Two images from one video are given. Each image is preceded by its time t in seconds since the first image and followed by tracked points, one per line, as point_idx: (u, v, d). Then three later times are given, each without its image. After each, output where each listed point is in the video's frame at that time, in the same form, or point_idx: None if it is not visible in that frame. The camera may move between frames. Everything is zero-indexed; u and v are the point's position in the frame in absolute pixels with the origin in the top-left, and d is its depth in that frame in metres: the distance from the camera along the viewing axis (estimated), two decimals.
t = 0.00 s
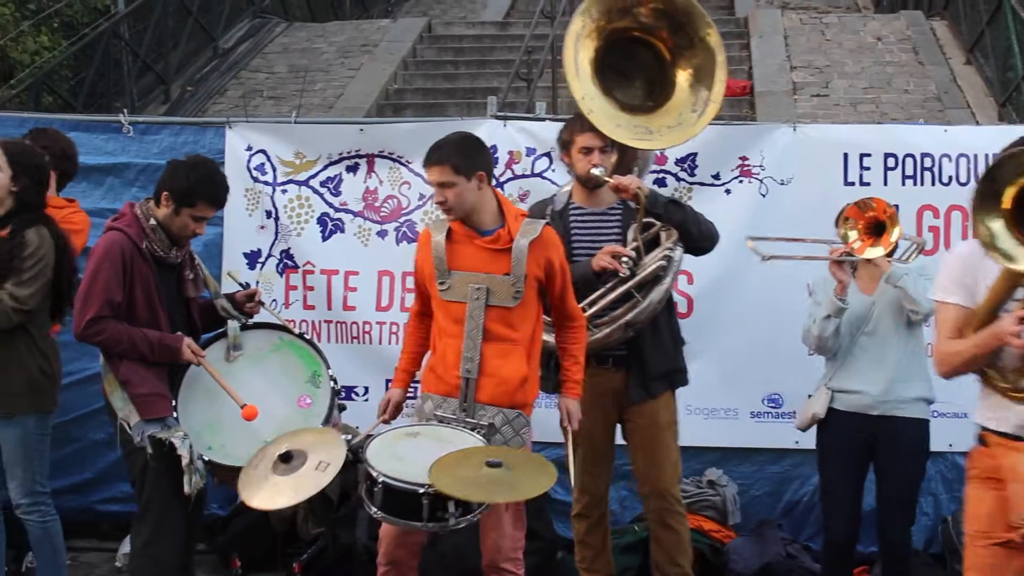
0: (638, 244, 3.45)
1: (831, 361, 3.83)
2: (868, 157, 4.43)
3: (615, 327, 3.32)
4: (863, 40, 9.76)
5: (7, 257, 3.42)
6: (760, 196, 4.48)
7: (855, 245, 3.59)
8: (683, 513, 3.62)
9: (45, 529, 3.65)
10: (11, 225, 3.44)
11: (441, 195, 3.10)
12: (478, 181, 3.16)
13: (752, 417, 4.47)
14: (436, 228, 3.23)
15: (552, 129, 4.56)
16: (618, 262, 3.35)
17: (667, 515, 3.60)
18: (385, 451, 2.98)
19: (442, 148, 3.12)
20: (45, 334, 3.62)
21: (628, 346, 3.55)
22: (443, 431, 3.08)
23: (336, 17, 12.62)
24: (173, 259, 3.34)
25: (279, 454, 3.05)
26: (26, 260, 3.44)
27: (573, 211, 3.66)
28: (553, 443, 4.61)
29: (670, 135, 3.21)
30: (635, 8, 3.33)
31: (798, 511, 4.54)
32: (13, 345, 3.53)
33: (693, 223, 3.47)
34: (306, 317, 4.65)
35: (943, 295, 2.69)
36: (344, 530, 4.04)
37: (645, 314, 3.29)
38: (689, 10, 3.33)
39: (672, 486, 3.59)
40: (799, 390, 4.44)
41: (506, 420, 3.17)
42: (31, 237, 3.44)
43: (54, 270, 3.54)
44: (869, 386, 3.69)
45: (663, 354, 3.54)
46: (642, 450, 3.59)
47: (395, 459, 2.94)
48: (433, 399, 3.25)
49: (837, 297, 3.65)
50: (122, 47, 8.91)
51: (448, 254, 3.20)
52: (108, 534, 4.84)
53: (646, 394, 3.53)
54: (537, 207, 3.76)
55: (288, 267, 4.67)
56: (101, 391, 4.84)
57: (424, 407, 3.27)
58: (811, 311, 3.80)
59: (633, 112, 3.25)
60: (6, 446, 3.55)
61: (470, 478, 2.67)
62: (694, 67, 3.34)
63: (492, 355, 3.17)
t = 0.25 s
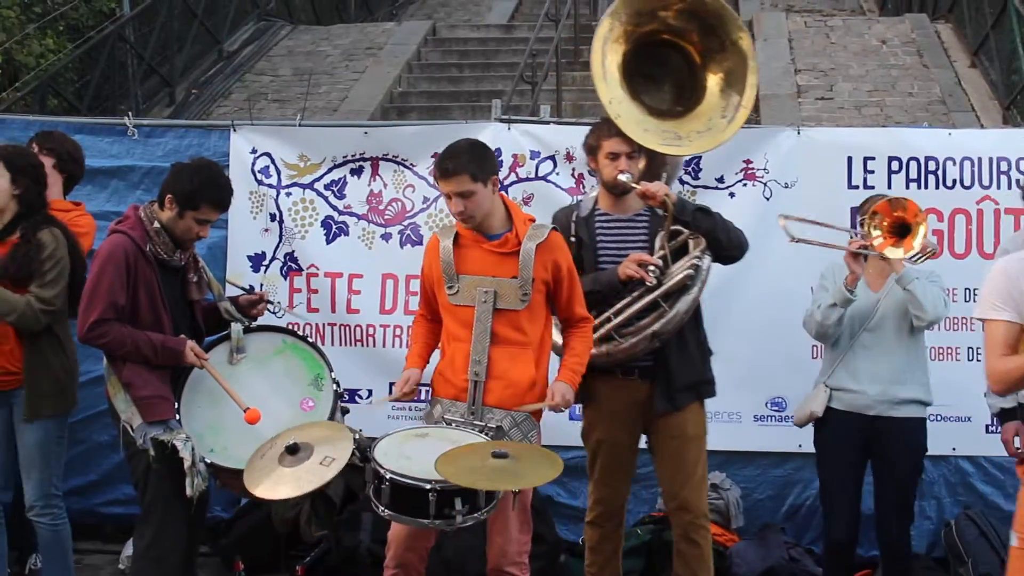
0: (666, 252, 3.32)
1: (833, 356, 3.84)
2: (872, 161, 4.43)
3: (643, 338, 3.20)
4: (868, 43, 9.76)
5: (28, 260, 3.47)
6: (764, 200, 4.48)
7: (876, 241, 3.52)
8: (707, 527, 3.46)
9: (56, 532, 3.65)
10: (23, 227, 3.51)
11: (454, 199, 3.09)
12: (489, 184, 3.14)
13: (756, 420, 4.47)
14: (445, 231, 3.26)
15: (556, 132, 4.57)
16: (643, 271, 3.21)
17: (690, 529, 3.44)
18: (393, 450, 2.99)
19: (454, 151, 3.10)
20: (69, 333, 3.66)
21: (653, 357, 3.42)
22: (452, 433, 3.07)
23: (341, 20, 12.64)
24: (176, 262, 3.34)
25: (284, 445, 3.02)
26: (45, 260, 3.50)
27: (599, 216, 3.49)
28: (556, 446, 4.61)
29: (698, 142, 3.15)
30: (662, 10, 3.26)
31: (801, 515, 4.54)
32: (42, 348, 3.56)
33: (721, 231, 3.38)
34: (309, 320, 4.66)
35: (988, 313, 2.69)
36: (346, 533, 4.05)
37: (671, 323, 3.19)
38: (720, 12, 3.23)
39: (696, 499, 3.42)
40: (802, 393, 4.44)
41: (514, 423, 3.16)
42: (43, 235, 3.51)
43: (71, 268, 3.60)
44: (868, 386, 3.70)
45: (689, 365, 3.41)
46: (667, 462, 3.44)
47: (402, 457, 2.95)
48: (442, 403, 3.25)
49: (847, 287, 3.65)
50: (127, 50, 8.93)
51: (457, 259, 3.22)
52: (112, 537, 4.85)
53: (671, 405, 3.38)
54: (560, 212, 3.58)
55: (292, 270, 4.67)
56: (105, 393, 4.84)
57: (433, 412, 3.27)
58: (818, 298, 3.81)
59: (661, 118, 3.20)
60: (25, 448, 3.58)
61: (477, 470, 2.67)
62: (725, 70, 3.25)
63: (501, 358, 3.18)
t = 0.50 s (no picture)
0: (703, 260, 3.26)
1: (836, 350, 3.82)
2: (887, 165, 4.43)
3: (684, 350, 3.18)
4: (882, 48, 9.75)
5: (62, 270, 3.51)
6: (778, 204, 4.47)
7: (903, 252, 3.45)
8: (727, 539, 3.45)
9: (73, 534, 3.68)
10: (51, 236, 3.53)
11: (473, 216, 3.09)
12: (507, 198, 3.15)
13: (769, 424, 4.47)
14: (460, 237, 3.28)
15: (570, 136, 4.57)
16: (683, 284, 3.19)
17: (710, 539, 3.44)
18: (412, 465, 3.00)
19: (469, 164, 3.09)
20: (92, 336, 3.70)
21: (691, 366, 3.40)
22: (469, 443, 3.08)
23: (355, 23, 12.67)
24: (190, 264, 3.35)
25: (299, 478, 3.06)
26: (77, 269, 3.54)
27: (634, 220, 3.47)
28: (570, 449, 4.61)
29: (732, 142, 3.10)
30: (689, 7, 3.18)
31: (815, 519, 4.53)
32: (73, 355, 3.60)
33: (761, 238, 3.22)
34: (324, 322, 4.67)
35: None
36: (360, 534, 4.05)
37: (713, 335, 3.14)
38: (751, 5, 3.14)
39: (718, 509, 3.43)
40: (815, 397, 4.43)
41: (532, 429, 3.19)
42: (72, 243, 3.54)
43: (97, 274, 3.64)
44: (870, 386, 3.70)
45: (728, 374, 3.38)
46: (691, 471, 3.46)
47: (420, 474, 2.95)
48: (460, 408, 3.30)
49: (864, 287, 3.63)
50: (142, 52, 8.96)
51: (472, 265, 3.24)
52: (126, 537, 4.86)
53: (709, 413, 3.36)
54: (594, 212, 3.56)
55: (306, 272, 4.69)
56: (120, 395, 4.86)
57: (451, 416, 3.31)
58: (825, 295, 3.78)
59: (692, 119, 3.16)
60: (48, 450, 3.61)
61: (488, 506, 2.67)
62: (758, 64, 3.17)
63: (518, 366, 3.21)
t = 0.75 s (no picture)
0: (704, 284, 3.25)
1: (839, 359, 3.81)
2: (898, 169, 4.42)
3: (681, 372, 3.20)
4: (893, 51, 9.74)
5: (51, 272, 3.48)
6: (789, 207, 4.47)
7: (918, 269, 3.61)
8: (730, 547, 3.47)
9: (74, 533, 3.67)
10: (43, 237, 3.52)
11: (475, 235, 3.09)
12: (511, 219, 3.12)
13: (779, 427, 4.47)
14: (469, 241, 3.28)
15: (582, 138, 4.57)
16: (679, 311, 3.20)
17: (711, 547, 3.46)
18: (415, 471, 3.03)
19: (475, 180, 3.08)
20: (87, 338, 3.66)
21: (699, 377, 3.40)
22: (472, 445, 3.14)
23: (366, 25, 12.67)
24: (204, 264, 3.35)
25: (297, 487, 3.21)
26: (65, 271, 3.50)
27: (640, 232, 3.49)
28: (579, 451, 4.61)
29: (741, 159, 3.14)
30: (698, 19, 3.14)
31: (824, 523, 4.53)
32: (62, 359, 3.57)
33: (759, 263, 3.11)
34: (334, 323, 4.67)
35: None
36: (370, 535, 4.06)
37: (705, 363, 3.15)
38: (763, 15, 3.09)
39: (721, 519, 3.45)
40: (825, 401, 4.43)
41: (538, 433, 3.22)
42: (63, 245, 3.51)
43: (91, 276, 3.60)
44: (875, 390, 3.70)
45: (740, 387, 3.38)
46: (689, 477, 3.48)
47: (422, 481, 2.97)
48: (469, 409, 3.33)
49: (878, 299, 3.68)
50: (154, 53, 8.98)
51: (480, 269, 3.25)
52: (136, 537, 4.87)
53: (724, 430, 3.38)
54: (602, 220, 3.58)
55: (317, 273, 4.69)
56: (131, 395, 4.87)
57: (462, 416, 3.35)
58: (826, 309, 3.78)
59: (704, 134, 3.19)
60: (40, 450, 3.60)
61: (477, 521, 2.68)
62: (771, 75, 3.16)
63: (525, 370, 3.23)
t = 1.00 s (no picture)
0: (687, 277, 3.28)
1: (844, 368, 3.83)
2: (909, 169, 4.41)
3: (664, 365, 3.24)
4: (903, 51, 9.72)
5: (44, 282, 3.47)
6: (800, 208, 4.46)
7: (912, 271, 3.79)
8: (727, 538, 3.48)
9: (58, 543, 3.66)
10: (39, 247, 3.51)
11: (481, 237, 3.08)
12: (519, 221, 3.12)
13: (790, 427, 4.46)
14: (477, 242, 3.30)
15: (592, 139, 4.57)
16: (662, 303, 3.21)
17: (706, 540, 3.48)
18: (418, 474, 3.04)
19: (479, 184, 3.07)
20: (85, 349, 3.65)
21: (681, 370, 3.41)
22: (478, 447, 3.14)
23: (375, 26, 12.68)
24: (217, 268, 3.36)
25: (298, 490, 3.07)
26: (61, 282, 3.50)
27: (625, 225, 3.50)
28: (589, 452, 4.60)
29: (722, 154, 3.13)
30: (680, 14, 3.15)
31: (835, 523, 4.52)
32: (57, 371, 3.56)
33: (741, 259, 3.16)
34: (345, 324, 4.68)
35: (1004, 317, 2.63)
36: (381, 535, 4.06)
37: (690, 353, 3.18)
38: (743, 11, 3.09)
39: (712, 511, 3.47)
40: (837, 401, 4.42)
41: (545, 435, 3.22)
42: (60, 256, 3.51)
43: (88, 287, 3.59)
44: (893, 390, 3.70)
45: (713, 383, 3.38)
46: (680, 472, 3.49)
47: (425, 483, 2.99)
48: (476, 410, 3.35)
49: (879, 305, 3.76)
50: (164, 55, 8.99)
51: (486, 270, 3.26)
52: (147, 537, 4.88)
53: (691, 424, 3.38)
54: (588, 215, 3.59)
55: (327, 274, 4.70)
56: (142, 395, 4.87)
57: (470, 418, 3.37)
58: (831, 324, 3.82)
59: (687, 129, 3.19)
60: (25, 458, 3.56)
61: (472, 526, 2.68)
62: (756, 70, 3.14)
63: (530, 372, 3.24)
